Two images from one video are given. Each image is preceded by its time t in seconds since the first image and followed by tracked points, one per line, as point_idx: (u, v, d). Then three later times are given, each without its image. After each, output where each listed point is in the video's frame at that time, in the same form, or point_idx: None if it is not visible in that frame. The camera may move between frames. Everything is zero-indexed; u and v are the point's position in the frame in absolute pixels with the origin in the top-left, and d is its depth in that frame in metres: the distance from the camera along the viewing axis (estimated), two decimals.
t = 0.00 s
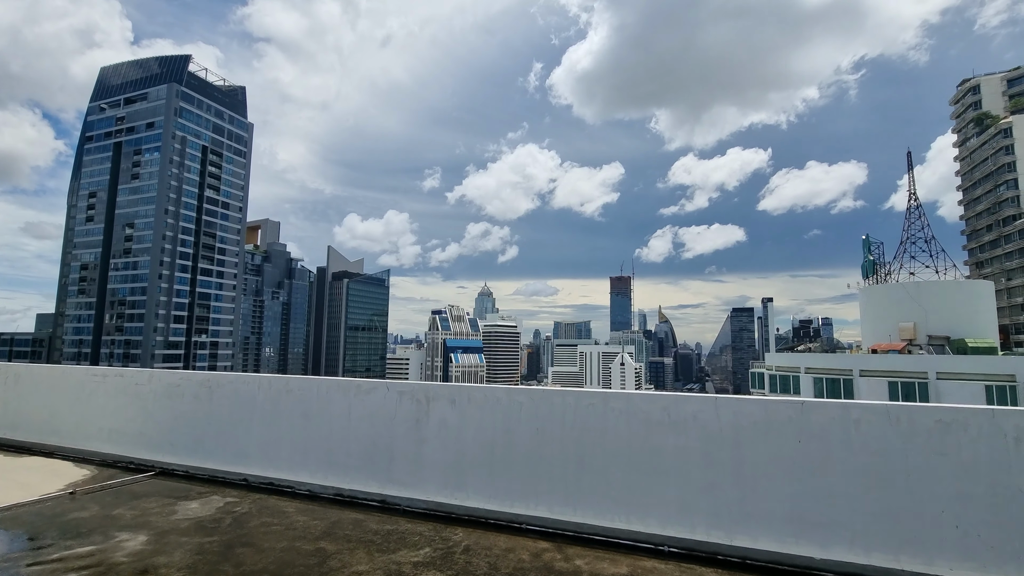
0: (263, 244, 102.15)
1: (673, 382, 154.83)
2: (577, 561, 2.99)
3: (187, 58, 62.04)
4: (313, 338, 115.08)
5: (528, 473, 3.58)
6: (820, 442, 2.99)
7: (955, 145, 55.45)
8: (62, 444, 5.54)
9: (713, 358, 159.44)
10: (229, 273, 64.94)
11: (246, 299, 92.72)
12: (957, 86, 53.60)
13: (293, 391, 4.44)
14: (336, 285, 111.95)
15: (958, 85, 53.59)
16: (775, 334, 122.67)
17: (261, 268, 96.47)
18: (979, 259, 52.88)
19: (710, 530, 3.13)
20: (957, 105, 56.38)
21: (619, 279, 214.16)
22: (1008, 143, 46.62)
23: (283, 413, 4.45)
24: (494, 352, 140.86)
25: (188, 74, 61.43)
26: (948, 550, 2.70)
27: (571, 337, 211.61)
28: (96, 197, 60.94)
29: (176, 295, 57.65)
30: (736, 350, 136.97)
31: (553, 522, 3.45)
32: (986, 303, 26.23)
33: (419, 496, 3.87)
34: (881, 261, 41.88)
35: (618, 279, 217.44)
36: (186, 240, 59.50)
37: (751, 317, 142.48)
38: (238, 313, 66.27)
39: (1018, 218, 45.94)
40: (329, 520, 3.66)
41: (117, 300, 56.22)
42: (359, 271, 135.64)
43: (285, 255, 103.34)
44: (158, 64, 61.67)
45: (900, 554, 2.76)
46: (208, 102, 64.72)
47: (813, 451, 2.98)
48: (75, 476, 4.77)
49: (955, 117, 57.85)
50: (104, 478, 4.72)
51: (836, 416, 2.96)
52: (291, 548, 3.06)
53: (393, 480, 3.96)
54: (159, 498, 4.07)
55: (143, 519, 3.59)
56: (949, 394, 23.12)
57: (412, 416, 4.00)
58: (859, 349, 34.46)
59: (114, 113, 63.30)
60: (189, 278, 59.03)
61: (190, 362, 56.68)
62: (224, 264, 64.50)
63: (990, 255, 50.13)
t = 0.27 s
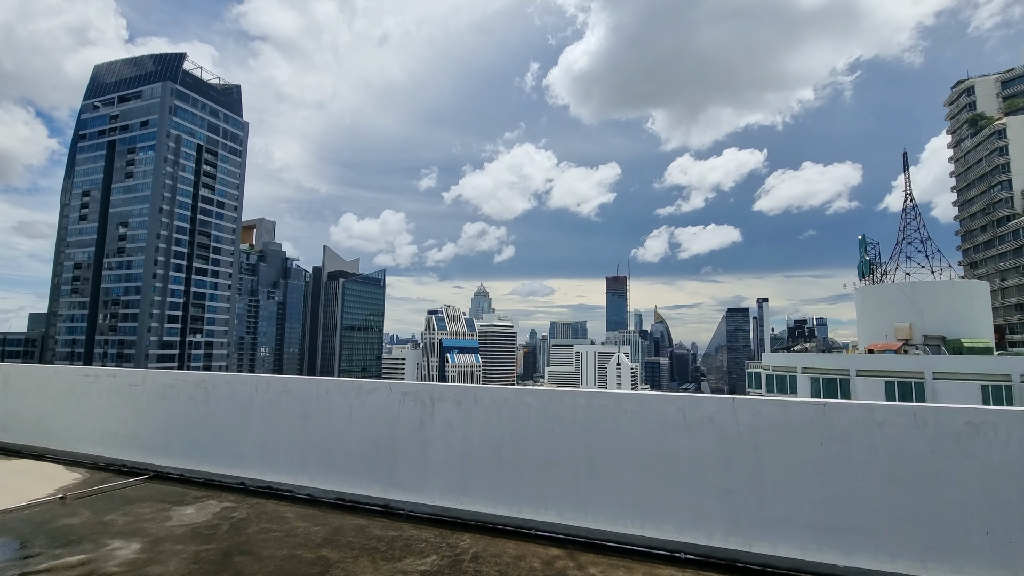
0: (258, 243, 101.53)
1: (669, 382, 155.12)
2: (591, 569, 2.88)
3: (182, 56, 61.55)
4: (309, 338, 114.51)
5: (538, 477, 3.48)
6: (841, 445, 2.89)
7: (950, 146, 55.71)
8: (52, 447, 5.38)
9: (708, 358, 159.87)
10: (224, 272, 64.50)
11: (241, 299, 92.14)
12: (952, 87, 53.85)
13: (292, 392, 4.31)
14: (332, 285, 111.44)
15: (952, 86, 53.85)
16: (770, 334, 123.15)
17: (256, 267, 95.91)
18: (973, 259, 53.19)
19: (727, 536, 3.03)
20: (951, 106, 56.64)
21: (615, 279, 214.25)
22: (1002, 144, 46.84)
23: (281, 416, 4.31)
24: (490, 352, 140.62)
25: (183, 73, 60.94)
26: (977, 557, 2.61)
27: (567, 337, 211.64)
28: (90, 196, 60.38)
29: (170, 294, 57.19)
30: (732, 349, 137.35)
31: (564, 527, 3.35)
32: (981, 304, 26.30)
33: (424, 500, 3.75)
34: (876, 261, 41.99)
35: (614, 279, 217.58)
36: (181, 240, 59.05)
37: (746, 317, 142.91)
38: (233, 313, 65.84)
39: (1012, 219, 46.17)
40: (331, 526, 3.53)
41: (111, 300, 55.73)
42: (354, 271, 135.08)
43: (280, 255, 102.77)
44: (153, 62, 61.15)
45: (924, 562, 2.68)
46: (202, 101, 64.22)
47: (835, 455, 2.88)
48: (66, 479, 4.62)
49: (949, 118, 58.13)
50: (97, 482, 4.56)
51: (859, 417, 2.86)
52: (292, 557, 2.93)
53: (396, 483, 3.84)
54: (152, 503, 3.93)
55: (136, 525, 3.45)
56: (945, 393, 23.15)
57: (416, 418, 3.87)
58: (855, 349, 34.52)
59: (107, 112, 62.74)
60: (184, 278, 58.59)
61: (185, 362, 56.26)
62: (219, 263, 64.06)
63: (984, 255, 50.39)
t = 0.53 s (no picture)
0: (251, 243, 100.82)
1: (663, 382, 155.63)
2: None
3: (174, 54, 60.98)
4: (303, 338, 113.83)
5: (547, 485, 3.36)
6: (862, 450, 2.80)
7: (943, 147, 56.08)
8: (40, 452, 5.21)
9: (702, 358, 160.52)
10: (217, 271, 63.94)
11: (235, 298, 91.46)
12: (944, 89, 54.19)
13: (290, 394, 4.17)
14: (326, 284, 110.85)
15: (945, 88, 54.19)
16: (763, 334, 123.71)
17: (250, 267, 95.23)
18: (966, 260, 53.60)
19: (743, 543, 2.93)
20: (944, 108, 56.98)
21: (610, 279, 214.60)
22: (994, 145, 47.17)
23: (278, 420, 4.17)
24: (485, 352, 140.49)
25: (175, 71, 60.38)
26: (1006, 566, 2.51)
27: (563, 337, 211.42)
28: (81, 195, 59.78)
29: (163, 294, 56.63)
30: (726, 349, 137.73)
31: (573, 534, 3.24)
32: (974, 304, 26.44)
33: (426, 506, 3.62)
34: (871, 261, 42.21)
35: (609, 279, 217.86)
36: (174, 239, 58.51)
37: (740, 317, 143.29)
38: (226, 313, 65.27)
39: (1004, 219, 46.52)
40: (330, 531, 3.43)
41: (102, 299, 55.15)
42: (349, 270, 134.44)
43: (274, 254, 102.09)
44: (145, 60, 60.58)
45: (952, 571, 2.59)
46: (195, 99, 63.60)
47: (853, 460, 2.79)
48: (52, 485, 4.44)
49: (942, 119, 58.50)
50: (85, 487, 4.41)
51: (880, 420, 2.77)
52: (288, 568, 2.81)
53: (397, 488, 3.71)
54: (143, 510, 3.77)
55: (126, 534, 3.31)
56: (939, 393, 23.23)
57: (418, 422, 3.74)
58: (850, 349, 34.64)
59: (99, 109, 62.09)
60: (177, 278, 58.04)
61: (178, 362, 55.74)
62: (212, 263, 63.49)
63: (977, 256, 50.78)
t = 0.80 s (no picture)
0: (247, 242, 100.24)
1: (660, 382, 156.01)
2: None
3: (169, 52, 60.51)
4: (298, 338, 113.27)
5: (556, 489, 3.22)
6: (886, 454, 2.68)
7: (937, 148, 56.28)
8: (26, 454, 5.02)
9: (698, 357, 160.89)
10: (212, 271, 63.51)
11: (230, 298, 90.89)
12: (939, 89, 54.39)
13: (286, 395, 4.02)
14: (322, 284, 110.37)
15: (940, 88, 54.40)
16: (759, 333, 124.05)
17: (245, 266, 94.68)
18: (960, 260, 53.86)
19: (762, 550, 2.80)
20: (939, 108, 57.20)
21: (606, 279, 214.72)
22: (989, 146, 47.35)
23: (274, 420, 4.01)
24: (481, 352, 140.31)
25: (170, 69, 59.93)
26: None
27: (559, 337, 211.42)
28: (74, 193, 59.28)
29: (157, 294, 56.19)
30: (721, 349, 138.02)
31: (583, 539, 3.11)
32: (969, 304, 26.49)
33: (428, 510, 3.48)
34: (867, 261, 42.31)
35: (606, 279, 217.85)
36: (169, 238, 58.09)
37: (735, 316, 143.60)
38: (222, 312, 64.86)
39: (999, 219, 46.75)
40: (328, 537, 3.29)
41: (96, 299, 54.67)
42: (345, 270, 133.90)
43: (270, 254, 101.55)
44: (140, 58, 60.12)
45: None
46: (190, 97, 63.12)
47: (876, 463, 2.67)
48: (39, 490, 4.27)
49: (936, 119, 58.73)
50: (72, 491, 4.24)
51: (906, 421, 2.65)
52: None
53: (398, 493, 3.57)
54: (131, 515, 3.61)
55: (113, 542, 3.15)
56: (936, 393, 23.24)
57: (420, 423, 3.60)
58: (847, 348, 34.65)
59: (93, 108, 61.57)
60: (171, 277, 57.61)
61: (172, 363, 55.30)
62: (207, 262, 63.06)
63: (971, 255, 51.04)
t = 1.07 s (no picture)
0: (243, 242, 99.78)
1: (657, 381, 156.05)
2: None
3: (164, 50, 60.06)
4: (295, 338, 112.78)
5: (566, 498, 3.06)
6: (919, 464, 2.53)
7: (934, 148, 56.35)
8: (11, 460, 4.83)
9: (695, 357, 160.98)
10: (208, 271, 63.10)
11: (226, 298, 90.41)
12: (936, 89, 54.45)
13: (281, 399, 3.84)
14: (319, 284, 109.95)
15: (936, 88, 54.46)
16: (755, 333, 124.19)
17: (242, 266, 94.20)
18: (957, 260, 53.95)
19: (785, 563, 2.65)
20: (935, 108, 57.25)
21: (604, 279, 214.68)
22: (985, 146, 47.41)
23: (269, 424, 3.84)
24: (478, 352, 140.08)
25: (165, 67, 59.49)
26: None
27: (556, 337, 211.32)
28: (69, 192, 58.82)
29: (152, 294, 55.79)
30: (718, 348, 138.13)
31: (594, 551, 2.95)
32: (967, 304, 26.45)
33: (431, 520, 3.31)
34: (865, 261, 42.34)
35: (603, 278, 217.81)
36: (164, 238, 57.70)
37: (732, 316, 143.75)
38: (218, 312, 64.47)
39: (995, 219, 46.82)
40: (325, 549, 3.12)
41: (91, 299, 54.25)
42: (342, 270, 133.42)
43: (266, 254, 101.06)
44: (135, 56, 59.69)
45: None
46: (186, 96, 62.68)
47: (909, 471, 2.51)
48: (21, 498, 4.07)
49: (933, 119, 58.80)
50: (57, 499, 4.05)
51: (939, 426, 2.50)
52: None
53: (398, 501, 3.40)
54: (119, 526, 3.43)
55: (97, 555, 2.97)
56: (934, 392, 23.18)
57: (422, 428, 3.43)
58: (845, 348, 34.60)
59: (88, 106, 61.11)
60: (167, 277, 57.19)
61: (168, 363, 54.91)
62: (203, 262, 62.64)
63: (967, 255, 51.11)
